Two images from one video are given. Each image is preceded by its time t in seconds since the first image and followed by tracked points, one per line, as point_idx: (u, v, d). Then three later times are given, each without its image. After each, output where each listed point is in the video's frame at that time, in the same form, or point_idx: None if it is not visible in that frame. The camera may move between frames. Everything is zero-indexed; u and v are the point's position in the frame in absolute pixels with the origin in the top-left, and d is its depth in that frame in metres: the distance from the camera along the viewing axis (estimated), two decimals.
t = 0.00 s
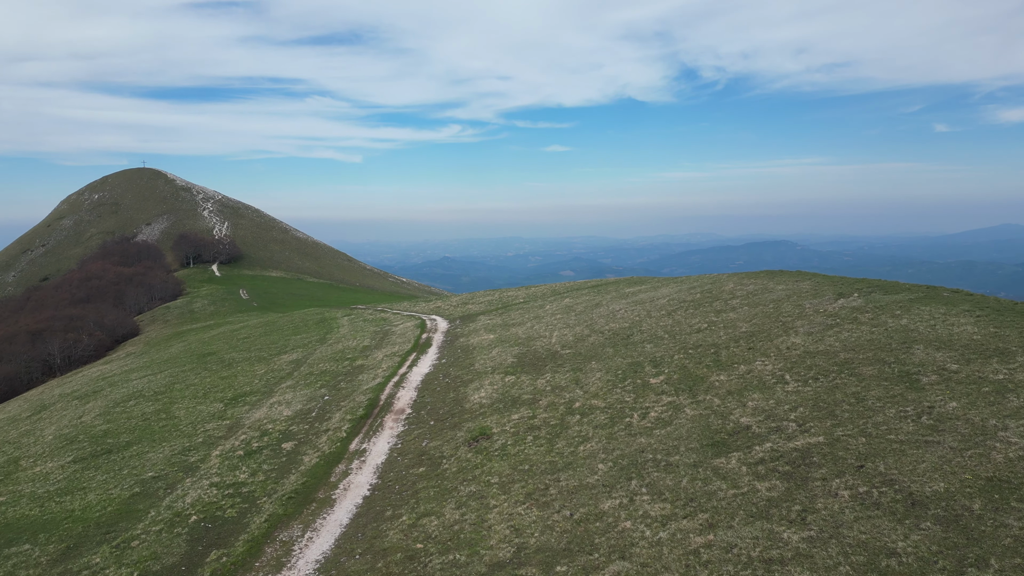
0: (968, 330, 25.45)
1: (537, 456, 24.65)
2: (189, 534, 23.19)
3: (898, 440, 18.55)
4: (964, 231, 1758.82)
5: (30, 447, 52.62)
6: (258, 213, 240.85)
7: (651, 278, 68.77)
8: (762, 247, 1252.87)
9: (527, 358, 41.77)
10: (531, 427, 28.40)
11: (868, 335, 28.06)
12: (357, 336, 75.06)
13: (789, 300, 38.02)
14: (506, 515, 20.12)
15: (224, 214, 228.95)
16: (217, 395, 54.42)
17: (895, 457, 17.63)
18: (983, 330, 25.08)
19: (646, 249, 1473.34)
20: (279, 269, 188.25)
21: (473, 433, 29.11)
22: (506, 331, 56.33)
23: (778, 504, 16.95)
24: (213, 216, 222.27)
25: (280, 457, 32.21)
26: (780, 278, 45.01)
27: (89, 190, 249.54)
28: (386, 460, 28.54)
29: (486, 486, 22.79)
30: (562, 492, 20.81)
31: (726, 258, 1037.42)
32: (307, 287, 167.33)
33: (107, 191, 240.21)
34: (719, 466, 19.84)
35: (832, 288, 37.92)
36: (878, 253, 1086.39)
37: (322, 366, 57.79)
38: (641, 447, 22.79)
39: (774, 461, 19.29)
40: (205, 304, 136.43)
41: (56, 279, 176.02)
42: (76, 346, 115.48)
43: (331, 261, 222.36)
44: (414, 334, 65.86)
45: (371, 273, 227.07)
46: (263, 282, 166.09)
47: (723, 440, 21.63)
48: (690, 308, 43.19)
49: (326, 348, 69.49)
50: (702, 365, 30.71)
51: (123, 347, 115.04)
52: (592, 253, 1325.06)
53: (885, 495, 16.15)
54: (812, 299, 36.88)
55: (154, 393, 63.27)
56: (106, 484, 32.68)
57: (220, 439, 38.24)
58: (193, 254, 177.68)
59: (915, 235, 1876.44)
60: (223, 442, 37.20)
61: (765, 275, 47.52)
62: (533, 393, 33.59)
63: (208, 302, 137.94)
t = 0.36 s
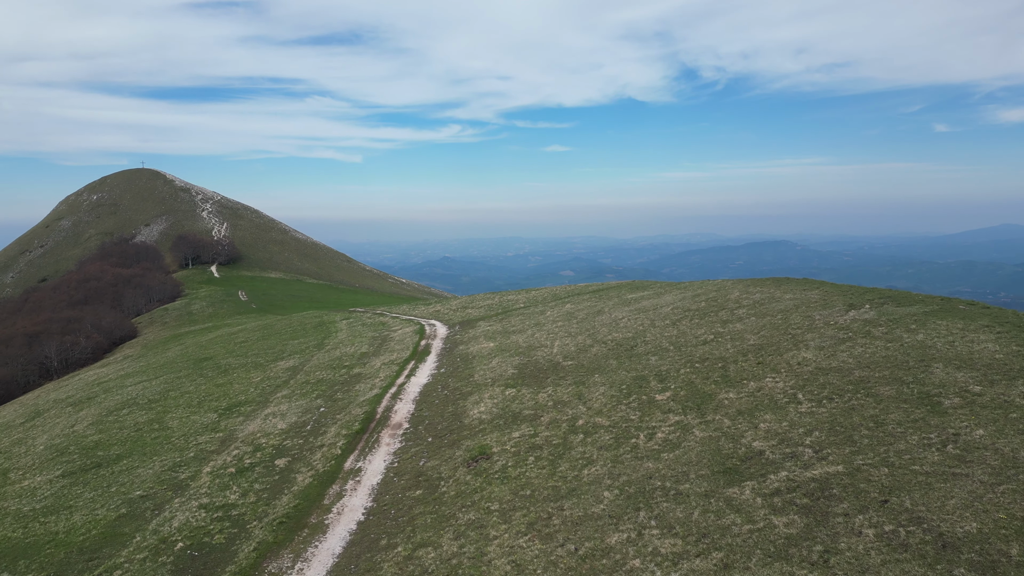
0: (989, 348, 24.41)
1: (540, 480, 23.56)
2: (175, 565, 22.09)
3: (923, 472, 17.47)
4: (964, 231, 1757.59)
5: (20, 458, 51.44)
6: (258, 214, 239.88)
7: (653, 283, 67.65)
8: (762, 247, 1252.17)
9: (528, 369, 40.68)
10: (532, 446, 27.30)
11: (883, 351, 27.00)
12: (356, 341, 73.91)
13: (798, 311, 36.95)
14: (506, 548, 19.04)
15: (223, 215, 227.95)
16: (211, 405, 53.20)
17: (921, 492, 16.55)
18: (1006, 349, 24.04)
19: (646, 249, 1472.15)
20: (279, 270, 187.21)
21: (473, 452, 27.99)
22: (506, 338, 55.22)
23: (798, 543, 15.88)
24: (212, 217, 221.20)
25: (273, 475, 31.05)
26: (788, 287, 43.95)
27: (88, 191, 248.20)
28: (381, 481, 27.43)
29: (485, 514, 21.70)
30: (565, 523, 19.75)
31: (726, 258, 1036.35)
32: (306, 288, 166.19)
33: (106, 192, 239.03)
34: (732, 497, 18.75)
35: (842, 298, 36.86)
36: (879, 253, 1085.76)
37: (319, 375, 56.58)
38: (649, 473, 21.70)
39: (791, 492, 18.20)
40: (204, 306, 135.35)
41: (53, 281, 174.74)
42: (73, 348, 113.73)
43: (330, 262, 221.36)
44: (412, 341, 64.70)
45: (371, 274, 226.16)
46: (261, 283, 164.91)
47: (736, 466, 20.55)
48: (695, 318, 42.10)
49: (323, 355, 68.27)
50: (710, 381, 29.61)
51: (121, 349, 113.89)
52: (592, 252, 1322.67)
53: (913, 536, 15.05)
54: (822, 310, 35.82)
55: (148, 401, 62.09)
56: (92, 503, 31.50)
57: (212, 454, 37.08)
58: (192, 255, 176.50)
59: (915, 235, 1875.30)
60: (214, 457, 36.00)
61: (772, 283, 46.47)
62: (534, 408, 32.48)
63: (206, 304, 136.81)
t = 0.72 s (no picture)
0: (1012, 368, 23.38)
1: (542, 506, 22.50)
2: None
3: (950, 507, 16.42)
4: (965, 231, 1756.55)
5: (11, 470, 50.37)
6: (257, 215, 238.80)
7: (656, 289, 66.58)
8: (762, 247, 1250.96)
9: (529, 380, 39.65)
10: (534, 467, 26.25)
11: (899, 369, 25.97)
12: (354, 347, 72.83)
13: (806, 323, 35.91)
14: None
15: (223, 215, 226.93)
16: (205, 415, 52.14)
17: (950, 531, 15.51)
18: None
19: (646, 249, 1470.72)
20: (278, 271, 186.13)
21: (472, 473, 26.95)
22: (507, 346, 54.18)
23: None
24: (211, 218, 220.12)
25: (266, 494, 30.03)
26: (795, 296, 42.93)
27: (86, 192, 247.38)
28: (377, 504, 26.38)
29: (485, 544, 20.67)
30: (569, 557, 18.72)
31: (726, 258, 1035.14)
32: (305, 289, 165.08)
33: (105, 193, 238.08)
34: (746, 532, 17.71)
35: (853, 310, 35.81)
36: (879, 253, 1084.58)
37: (316, 383, 55.50)
38: (657, 501, 20.66)
39: (809, 528, 17.13)
40: (202, 307, 134.34)
41: (51, 282, 173.59)
42: (71, 351, 112.56)
43: (330, 263, 220.16)
44: (411, 348, 63.63)
45: (371, 274, 224.88)
46: (260, 284, 163.77)
47: (748, 496, 19.53)
48: (700, 328, 41.05)
49: (321, 361, 67.22)
50: (718, 399, 28.54)
51: (119, 352, 112.91)
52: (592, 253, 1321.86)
53: None
54: (832, 322, 34.77)
55: (142, 409, 61.05)
56: (79, 523, 30.48)
57: (204, 469, 36.04)
58: (190, 256, 175.37)
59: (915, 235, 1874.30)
60: (206, 474, 34.96)
61: (778, 291, 45.44)
62: (536, 425, 31.43)
63: (205, 306, 135.76)
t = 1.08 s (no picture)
0: None
1: (545, 536, 21.47)
2: None
3: (981, 549, 15.37)
4: (965, 231, 1755.16)
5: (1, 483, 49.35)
6: (257, 216, 237.80)
7: (659, 295, 65.57)
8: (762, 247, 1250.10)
9: (530, 394, 38.58)
10: (536, 491, 25.18)
11: (916, 390, 24.92)
12: (353, 354, 71.74)
13: (816, 336, 34.84)
14: None
15: (223, 216, 225.87)
16: (199, 426, 51.06)
17: None
18: None
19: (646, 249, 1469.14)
20: (277, 273, 185.01)
21: (472, 496, 25.89)
22: (507, 355, 53.14)
23: None
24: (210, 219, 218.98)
25: (258, 516, 28.97)
26: (802, 306, 41.88)
27: (85, 193, 246.34)
28: (372, 529, 25.34)
29: None
30: None
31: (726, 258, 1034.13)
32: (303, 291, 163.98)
33: (104, 194, 237.06)
34: (762, 573, 16.66)
35: (864, 322, 34.76)
36: (879, 254, 1083.97)
37: (312, 393, 54.35)
38: (666, 534, 19.63)
39: (829, 570, 16.08)
40: (201, 309, 133.34)
41: (49, 283, 172.51)
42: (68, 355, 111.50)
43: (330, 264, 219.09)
44: (410, 356, 62.58)
45: (371, 276, 223.90)
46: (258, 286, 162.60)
47: (763, 531, 18.48)
48: (706, 340, 39.97)
49: (318, 369, 66.17)
50: (726, 419, 27.47)
51: (116, 355, 111.89)
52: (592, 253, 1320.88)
53: None
54: (842, 336, 33.71)
55: (136, 418, 59.97)
56: (64, 547, 29.43)
57: (195, 487, 34.98)
58: (190, 257, 174.31)
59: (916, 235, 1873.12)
60: (197, 492, 33.90)
61: (785, 301, 44.40)
62: (537, 443, 30.34)
63: (203, 307, 134.70)
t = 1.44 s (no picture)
0: None
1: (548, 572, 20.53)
2: None
3: None
4: (965, 231, 1753.69)
5: None
6: (256, 218, 236.79)
7: (662, 303, 64.62)
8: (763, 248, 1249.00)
9: (531, 410, 37.60)
10: (538, 519, 24.23)
11: (933, 414, 23.96)
12: (352, 361, 70.74)
13: (825, 352, 33.86)
14: None
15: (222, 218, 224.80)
16: (194, 438, 50.06)
17: None
18: None
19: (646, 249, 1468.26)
20: (276, 275, 183.94)
21: (471, 524, 24.94)
22: (507, 366, 52.14)
23: None
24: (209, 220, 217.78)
25: (251, 542, 27.99)
26: (810, 319, 40.91)
27: (84, 194, 245.25)
28: (368, 559, 24.39)
29: None
30: None
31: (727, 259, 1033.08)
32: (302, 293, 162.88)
33: (103, 195, 235.95)
34: None
35: (874, 338, 33.80)
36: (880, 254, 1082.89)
37: (309, 404, 53.32)
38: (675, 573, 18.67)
39: None
40: (200, 311, 132.38)
41: (47, 285, 171.48)
42: (65, 358, 110.35)
43: (329, 266, 217.94)
44: (408, 364, 61.56)
45: (371, 277, 222.71)
46: (257, 288, 161.50)
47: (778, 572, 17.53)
48: (711, 354, 38.99)
49: (316, 377, 65.21)
50: (735, 441, 26.50)
51: (114, 358, 110.96)
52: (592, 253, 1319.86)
53: None
54: (853, 352, 32.71)
55: (131, 429, 59.00)
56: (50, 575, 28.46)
57: (187, 506, 34.01)
58: (189, 259, 173.34)
59: (916, 235, 1871.66)
60: (189, 513, 32.92)
61: (791, 312, 43.40)
62: (539, 465, 29.37)
63: (202, 309, 133.71)
